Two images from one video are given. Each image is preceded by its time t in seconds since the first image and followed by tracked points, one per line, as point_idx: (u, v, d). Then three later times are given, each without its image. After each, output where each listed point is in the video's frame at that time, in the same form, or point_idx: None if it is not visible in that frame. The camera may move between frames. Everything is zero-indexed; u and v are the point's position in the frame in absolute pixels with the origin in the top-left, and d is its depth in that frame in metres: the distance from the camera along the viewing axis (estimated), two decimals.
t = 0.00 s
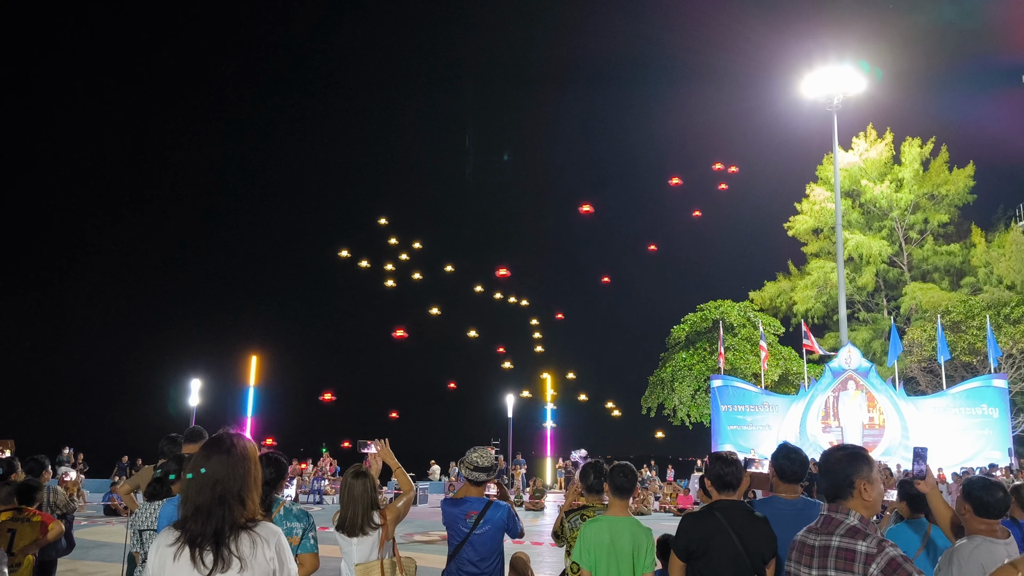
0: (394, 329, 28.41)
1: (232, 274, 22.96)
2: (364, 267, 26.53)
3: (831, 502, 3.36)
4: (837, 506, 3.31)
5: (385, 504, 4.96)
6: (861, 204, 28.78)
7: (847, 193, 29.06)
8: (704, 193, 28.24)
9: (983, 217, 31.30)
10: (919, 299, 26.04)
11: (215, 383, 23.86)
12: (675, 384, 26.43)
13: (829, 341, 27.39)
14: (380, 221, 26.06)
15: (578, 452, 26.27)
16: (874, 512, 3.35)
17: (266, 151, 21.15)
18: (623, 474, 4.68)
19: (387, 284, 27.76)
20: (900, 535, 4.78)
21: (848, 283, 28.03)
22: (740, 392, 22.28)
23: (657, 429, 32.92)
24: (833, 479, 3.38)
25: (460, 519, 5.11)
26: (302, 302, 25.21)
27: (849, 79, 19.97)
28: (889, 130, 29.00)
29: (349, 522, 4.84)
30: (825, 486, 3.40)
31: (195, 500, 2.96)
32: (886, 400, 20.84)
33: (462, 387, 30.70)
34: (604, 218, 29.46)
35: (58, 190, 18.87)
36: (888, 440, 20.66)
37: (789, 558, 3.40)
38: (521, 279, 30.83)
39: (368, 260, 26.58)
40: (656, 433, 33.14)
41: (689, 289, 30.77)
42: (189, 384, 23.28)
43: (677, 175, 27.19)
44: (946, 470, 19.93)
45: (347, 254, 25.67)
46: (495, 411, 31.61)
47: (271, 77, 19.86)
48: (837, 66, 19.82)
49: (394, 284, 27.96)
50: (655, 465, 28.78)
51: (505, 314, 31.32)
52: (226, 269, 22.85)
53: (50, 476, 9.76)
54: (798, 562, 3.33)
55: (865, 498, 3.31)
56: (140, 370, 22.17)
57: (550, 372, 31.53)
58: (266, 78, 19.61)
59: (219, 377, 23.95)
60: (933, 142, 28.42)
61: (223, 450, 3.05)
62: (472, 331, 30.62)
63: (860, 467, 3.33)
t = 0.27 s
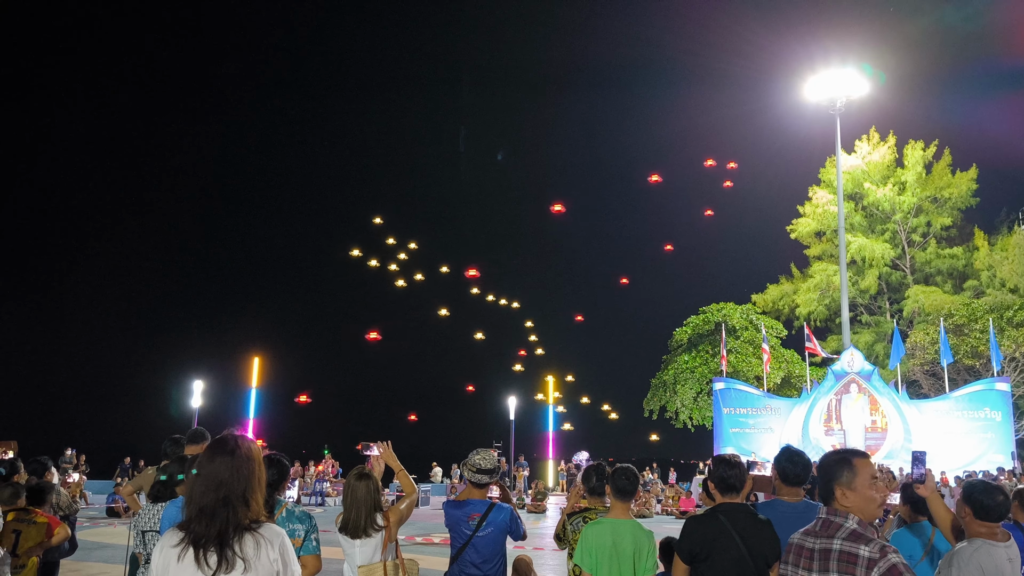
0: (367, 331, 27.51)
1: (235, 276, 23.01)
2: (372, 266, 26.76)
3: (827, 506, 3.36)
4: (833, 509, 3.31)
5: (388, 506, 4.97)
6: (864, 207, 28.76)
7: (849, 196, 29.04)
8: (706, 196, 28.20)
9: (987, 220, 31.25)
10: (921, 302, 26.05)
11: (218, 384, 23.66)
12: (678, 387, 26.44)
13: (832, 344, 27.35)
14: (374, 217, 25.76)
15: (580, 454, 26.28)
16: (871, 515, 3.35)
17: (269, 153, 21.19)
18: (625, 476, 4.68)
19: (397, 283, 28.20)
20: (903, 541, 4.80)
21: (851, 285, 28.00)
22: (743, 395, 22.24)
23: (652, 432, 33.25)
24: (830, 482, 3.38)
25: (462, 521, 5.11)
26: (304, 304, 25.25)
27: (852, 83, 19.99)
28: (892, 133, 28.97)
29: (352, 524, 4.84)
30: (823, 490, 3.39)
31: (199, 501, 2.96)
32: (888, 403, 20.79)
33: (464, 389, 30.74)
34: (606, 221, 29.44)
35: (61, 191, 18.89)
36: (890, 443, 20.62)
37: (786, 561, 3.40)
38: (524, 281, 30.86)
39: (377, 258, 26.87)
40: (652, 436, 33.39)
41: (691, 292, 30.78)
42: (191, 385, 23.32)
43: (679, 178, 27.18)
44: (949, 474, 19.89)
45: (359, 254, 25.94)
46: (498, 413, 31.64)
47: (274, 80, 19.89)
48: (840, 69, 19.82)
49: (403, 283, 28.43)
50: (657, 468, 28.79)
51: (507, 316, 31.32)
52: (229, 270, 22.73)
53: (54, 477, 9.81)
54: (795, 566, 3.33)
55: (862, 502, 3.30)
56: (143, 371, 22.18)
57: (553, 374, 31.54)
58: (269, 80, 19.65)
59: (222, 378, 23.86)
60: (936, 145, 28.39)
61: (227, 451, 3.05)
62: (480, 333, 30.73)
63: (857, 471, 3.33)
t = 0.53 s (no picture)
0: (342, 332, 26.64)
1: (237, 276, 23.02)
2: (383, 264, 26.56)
3: (827, 507, 3.35)
4: (834, 511, 3.30)
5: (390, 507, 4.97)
6: (866, 208, 28.74)
7: (851, 198, 29.02)
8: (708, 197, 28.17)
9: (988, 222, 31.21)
10: (924, 304, 26.02)
11: (220, 385, 23.78)
12: (679, 388, 26.43)
13: (833, 346, 27.33)
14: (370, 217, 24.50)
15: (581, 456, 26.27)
16: (870, 517, 3.36)
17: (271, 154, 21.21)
18: (625, 477, 4.67)
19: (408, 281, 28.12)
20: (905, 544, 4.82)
21: (853, 287, 27.99)
22: (744, 397, 22.21)
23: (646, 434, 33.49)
24: (829, 483, 3.37)
25: (464, 522, 5.12)
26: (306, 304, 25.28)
27: (854, 84, 19.98)
28: (894, 134, 28.93)
29: (355, 524, 4.85)
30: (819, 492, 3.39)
31: (201, 500, 2.97)
32: (890, 405, 20.77)
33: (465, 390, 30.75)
34: (609, 223, 29.44)
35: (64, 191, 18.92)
36: (892, 445, 20.60)
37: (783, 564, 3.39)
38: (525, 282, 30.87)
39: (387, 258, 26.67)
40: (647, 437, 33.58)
41: (693, 293, 30.77)
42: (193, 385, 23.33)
43: (681, 180, 27.15)
44: (950, 476, 19.87)
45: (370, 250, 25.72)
46: (499, 414, 31.64)
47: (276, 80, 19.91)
48: (843, 70, 19.81)
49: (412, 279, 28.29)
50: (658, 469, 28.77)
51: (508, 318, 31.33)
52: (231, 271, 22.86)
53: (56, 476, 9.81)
54: (793, 567, 3.33)
55: (861, 504, 3.30)
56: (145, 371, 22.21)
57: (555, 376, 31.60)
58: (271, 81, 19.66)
59: (224, 379, 23.93)
60: (938, 147, 28.38)
61: (229, 451, 3.06)
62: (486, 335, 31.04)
63: (856, 473, 3.33)
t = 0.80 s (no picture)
0: (317, 332, 25.86)
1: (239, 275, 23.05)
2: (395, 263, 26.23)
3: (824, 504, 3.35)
4: (830, 509, 3.29)
5: (392, 506, 4.97)
6: (867, 208, 28.72)
7: (853, 197, 28.99)
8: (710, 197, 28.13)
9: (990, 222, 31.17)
10: (925, 304, 25.97)
11: (221, 384, 23.81)
12: (680, 388, 26.41)
13: (835, 346, 27.30)
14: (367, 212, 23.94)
15: (582, 455, 26.24)
16: (866, 515, 3.36)
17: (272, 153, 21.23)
18: (624, 476, 4.67)
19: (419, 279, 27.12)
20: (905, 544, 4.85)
21: (854, 287, 27.96)
22: (746, 396, 22.17)
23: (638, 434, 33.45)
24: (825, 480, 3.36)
25: (465, 521, 5.12)
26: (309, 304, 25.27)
27: (856, 84, 19.95)
28: (896, 134, 28.90)
29: (356, 524, 4.84)
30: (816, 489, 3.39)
31: (202, 499, 2.97)
32: (892, 405, 20.73)
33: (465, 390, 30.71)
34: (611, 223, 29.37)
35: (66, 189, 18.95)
36: (893, 445, 20.58)
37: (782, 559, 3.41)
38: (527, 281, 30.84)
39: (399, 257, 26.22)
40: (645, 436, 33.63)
41: (694, 293, 30.73)
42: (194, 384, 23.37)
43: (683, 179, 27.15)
44: (952, 476, 19.85)
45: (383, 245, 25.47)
46: (500, 413, 31.58)
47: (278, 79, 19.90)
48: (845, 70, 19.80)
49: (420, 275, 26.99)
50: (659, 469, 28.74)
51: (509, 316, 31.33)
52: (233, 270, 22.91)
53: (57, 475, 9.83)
54: (790, 563, 3.35)
55: (861, 503, 3.28)
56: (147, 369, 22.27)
57: (557, 376, 31.23)
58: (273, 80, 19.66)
59: (225, 378, 23.96)
60: (940, 147, 28.34)
61: (231, 449, 3.06)
62: (493, 335, 30.18)
63: (853, 470, 3.31)
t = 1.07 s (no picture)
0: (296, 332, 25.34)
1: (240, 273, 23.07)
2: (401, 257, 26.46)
3: (825, 505, 3.33)
4: (833, 509, 3.29)
5: (393, 504, 4.97)
6: (869, 207, 28.69)
7: (855, 196, 28.96)
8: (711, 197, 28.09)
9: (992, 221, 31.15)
10: (927, 303, 25.95)
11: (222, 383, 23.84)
12: (682, 387, 26.39)
13: (836, 345, 27.29)
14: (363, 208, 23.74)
15: (583, 454, 26.26)
16: (864, 515, 3.37)
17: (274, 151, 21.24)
18: (625, 475, 4.66)
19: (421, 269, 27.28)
20: (904, 543, 4.83)
21: (856, 286, 27.95)
22: (747, 396, 22.17)
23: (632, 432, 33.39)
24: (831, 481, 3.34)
25: (466, 519, 5.12)
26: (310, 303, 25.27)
27: (858, 83, 19.93)
28: (897, 133, 28.87)
29: (357, 522, 4.84)
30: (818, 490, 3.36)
31: (203, 497, 2.97)
32: (893, 404, 20.71)
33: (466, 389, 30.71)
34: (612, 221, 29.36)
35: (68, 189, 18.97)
36: (895, 444, 20.55)
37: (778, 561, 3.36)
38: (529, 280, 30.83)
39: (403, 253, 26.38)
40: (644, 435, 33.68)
41: (695, 291, 30.70)
42: (196, 383, 23.40)
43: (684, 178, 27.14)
44: (953, 475, 19.84)
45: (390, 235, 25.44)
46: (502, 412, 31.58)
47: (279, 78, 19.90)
48: (847, 69, 19.78)
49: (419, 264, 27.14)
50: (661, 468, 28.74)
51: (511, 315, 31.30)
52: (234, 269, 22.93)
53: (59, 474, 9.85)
54: (791, 564, 3.30)
55: (860, 503, 3.30)
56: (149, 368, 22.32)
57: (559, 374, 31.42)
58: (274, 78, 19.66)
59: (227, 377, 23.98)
60: (942, 145, 28.30)
61: (232, 448, 3.06)
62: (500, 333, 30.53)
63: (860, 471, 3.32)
